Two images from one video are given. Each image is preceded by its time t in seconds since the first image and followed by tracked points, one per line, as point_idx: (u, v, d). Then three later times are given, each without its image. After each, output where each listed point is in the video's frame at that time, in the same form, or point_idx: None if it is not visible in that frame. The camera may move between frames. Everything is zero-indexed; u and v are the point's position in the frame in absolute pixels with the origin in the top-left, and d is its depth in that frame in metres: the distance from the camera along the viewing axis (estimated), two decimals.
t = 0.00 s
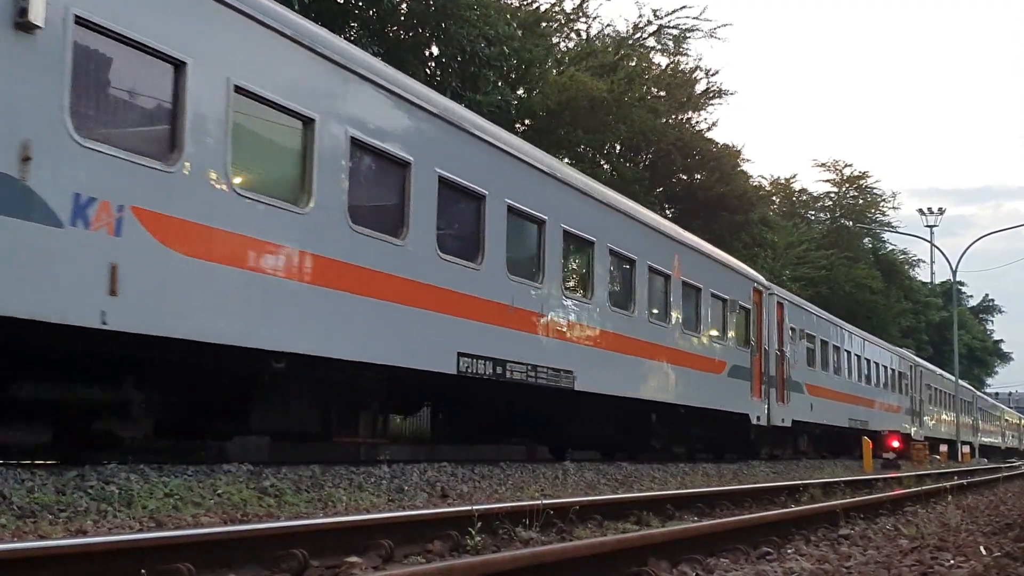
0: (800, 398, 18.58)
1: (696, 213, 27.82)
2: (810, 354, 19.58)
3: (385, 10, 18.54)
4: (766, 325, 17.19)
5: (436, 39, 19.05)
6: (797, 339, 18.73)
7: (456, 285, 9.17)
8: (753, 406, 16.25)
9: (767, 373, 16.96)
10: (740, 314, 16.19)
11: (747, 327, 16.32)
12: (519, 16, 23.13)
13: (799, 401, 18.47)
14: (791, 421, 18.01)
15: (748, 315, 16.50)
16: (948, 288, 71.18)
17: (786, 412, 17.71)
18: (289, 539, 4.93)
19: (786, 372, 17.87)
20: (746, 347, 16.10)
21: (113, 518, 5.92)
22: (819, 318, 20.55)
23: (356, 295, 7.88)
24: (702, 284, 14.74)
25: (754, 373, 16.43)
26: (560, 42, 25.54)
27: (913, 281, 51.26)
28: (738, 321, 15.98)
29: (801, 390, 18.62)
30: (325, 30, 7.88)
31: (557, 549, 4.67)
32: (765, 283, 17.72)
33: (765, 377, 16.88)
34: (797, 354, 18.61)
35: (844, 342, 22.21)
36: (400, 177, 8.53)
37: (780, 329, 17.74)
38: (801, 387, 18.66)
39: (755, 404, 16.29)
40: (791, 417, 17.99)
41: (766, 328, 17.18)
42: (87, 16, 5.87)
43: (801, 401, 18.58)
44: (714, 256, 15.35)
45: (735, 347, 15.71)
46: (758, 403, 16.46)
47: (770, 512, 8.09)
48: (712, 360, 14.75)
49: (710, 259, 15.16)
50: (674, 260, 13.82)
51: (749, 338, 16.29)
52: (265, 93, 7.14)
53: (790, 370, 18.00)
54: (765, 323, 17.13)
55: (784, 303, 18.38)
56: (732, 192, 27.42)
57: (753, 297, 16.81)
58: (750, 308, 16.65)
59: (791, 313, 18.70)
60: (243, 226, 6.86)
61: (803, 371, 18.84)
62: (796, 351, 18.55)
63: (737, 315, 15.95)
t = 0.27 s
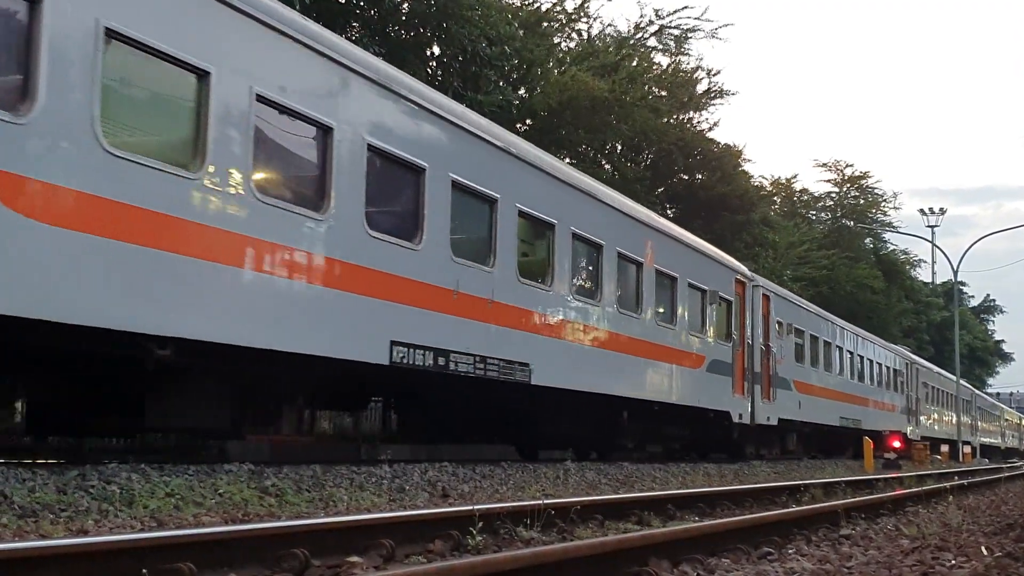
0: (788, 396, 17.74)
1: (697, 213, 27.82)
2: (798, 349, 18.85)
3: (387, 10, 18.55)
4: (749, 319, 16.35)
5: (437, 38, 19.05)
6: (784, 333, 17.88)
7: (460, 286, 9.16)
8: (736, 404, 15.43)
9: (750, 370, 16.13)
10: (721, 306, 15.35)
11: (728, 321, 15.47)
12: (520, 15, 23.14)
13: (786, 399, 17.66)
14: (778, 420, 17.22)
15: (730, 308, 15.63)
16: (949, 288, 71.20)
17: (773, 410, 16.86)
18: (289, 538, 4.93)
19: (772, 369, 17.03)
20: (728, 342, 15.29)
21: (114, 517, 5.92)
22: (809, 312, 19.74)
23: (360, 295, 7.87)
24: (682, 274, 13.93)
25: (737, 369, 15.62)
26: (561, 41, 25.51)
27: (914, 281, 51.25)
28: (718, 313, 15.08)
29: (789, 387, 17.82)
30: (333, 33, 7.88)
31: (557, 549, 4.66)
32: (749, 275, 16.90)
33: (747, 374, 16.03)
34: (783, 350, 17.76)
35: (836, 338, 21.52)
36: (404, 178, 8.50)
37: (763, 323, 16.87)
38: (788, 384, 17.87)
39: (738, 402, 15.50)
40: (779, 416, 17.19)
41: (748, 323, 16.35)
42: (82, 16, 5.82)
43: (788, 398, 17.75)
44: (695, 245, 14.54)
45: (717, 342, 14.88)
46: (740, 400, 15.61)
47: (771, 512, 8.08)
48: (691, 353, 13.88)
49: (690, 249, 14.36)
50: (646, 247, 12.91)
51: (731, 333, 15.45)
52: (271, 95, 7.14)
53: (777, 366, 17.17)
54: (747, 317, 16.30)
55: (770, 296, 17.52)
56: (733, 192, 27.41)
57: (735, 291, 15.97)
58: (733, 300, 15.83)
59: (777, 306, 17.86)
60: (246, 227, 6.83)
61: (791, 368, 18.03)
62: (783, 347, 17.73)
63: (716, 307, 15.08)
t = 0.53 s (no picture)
0: (773, 393, 17.01)
1: (698, 213, 27.83)
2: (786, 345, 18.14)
3: (387, 10, 18.55)
4: (728, 312, 15.60)
5: (438, 38, 19.05)
6: (769, 327, 17.12)
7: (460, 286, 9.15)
8: (715, 401, 14.72)
9: (731, 366, 15.40)
10: (699, 297, 14.61)
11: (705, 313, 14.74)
12: (520, 15, 23.13)
13: (772, 397, 16.93)
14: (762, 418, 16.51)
15: (707, 299, 14.88)
16: (948, 288, 71.20)
17: (756, 407, 16.11)
18: (290, 538, 4.93)
19: (755, 364, 16.27)
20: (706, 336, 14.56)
21: (114, 517, 5.92)
22: (797, 305, 19.02)
23: (361, 295, 7.86)
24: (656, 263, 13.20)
25: (716, 364, 14.90)
26: (562, 41, 25.49)
27: (914, 281, 51.24)
28: (695, 304, 14.33)
29: (774, 384, 17.08)
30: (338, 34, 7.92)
31: (557, 549, 4.66)
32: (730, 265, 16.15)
33: (727, 370, 15.28)
34: (768, 344, 17.01)
35: (827, 334, 20.85)
36: (407, 179, 8.51)
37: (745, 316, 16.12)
38: (774, 380, 17.14)
39: (717, 398, 14.78)
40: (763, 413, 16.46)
41: (728, 316, 15.60)
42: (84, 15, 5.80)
43: (773, 395, 16.99)
44: (672, 233, 13.81)
45: (694, 335, 14.15)
46: (719, 397, 14.87)
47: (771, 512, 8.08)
48: (665, 346, 13.14)
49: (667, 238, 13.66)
50: (614, 232, 12.15)
51: (709, 326, 14.72)
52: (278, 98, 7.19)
53: (760, 361, 16.41)
54: (727, 310, 15.55)
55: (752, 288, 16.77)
56: (734, 191, 27.41)
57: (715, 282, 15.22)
58: (711, 292, 15.09)
59: (762, 299, 17.12)
60: (248, 228, 6.82)
61: (777, 364, 17.31)
62: (768, 342, 17.00)
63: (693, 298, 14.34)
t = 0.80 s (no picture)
0: (755, 390, 16.30)
1: (698, 213, 27.83)
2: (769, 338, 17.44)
3: (389, 9, 18.57)
4: (707, 304, 14.81)
5: (439, 38, 19.06)
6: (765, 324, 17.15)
7: (460, 287, 9.14)
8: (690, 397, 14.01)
9: (708, 361, 14.67)
10: (675, 286, 13.81)
11: (682, 305, 13.96)
12: (521, 15, 23.09)
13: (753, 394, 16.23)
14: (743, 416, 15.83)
15: (685, 288, 14.09)
16: (949, 288, 71.21)
17: (735, 405, 15.40)
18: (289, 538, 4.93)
19: (734, 359, 15.53)
20: (682, 328, 13.79)
21: (114, 516, 5.92)
22: (782, 297, 18.27)
23: (361, 296, 7.86)
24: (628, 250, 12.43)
25: (692, 359, 14.18)
26: (563, 40, 25.46)
27: (914, 281, 51.22)
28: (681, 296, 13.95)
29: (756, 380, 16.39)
30: (340, 35, 7.92)
31: (557, 549, 4.66)
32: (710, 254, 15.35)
33: (704, 366, 14.55)
34: (749, 338, 16.27)
35: (815, 329, 20.23)
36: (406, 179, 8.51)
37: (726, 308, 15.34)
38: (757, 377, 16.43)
39: (693, 395, 14.09)
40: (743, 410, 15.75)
41: (707, 308, 14.82)
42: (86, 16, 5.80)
43: (755, 393, 16.29)
44: (647, 217, 13.01)
45: (669, 328, 13.39)
46: (719, 397, 14.87)
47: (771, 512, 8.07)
48: (636, 339, 12.40)
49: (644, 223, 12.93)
50: (578, 214, 11.31)
51: (685, 318, 13.95)
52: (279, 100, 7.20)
53: (740, 356, 15.68)
54: (705, 302, 14.77)
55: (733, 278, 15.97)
56: (734, 191, 27.40)
57: (692, 272, 14.42)
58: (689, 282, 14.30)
59: (744, 290, 16.35)
60: (249, 229, 6.82)
61: (759, 359, 16.60)
62: (748, 335, 16.27)
63: (669, 287, 13.53)
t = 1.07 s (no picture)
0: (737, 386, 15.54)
1: (698, 212, 27.82)
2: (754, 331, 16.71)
3: (389, 8, 18.58)
4: (684, 294, 14.04)
5: (439, 37, 19.05)
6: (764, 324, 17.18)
7: (459, 286, 9.13)
8: (665, 394, 13.22)
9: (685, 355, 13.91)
10: (649, 275, 13.05)
11: (657, 295, 13.20)
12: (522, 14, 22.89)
13: (736, 391, 15.49)
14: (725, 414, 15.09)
15: (660, 277, 13.32)
16: (950, 288, 71.18)
17: (715, 402, 14.61)
18: (290, 537, 4.93)
19: (714, 353, 14.77)
20: (656, 319, 13.04)
21: (115, 516, 5.93)
22: (768, 289, 17.50)
23: (361, 295, 7.85)
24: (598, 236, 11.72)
25: (669, 353, 13.42)
26: (563, 39, 25.40)
27: (915, 281, 51.22)
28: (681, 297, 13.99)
29: (738, 376, 15.65)
30: (343, 36, 7.94)
31: (557, 549, 4.65)
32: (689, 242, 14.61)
33: (681, 359, 13.77)
34: (731, 331, 15.48)
35: (804, 324, 19.53)
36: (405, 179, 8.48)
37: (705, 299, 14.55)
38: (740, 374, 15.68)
39: (669, 391, 13.33)
40: (724, 407, 14.97)
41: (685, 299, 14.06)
42: (84, 16, 5.81)
43: (737, 389, 15.52)
44: (618, 201, 12.29)
45: (642, 319, 12.64)
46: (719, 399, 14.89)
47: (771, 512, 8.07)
48: (605, 330, 11.65)
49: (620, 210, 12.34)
50: (536, 193, 10.48)
51: (660, 309, 13.18)
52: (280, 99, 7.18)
53: (721, 350, 14.90)
54: (682, 292, 13.99)
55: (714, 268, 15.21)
56: (734, 191, 27.40)
57: (666, 261, 13.63)
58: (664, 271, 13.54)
59: (725, 280, 15.58)
60: (251, 228, 6.83)
61: (742, 354, 15.84)
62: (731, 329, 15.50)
63: (641, 275, 12.75)
